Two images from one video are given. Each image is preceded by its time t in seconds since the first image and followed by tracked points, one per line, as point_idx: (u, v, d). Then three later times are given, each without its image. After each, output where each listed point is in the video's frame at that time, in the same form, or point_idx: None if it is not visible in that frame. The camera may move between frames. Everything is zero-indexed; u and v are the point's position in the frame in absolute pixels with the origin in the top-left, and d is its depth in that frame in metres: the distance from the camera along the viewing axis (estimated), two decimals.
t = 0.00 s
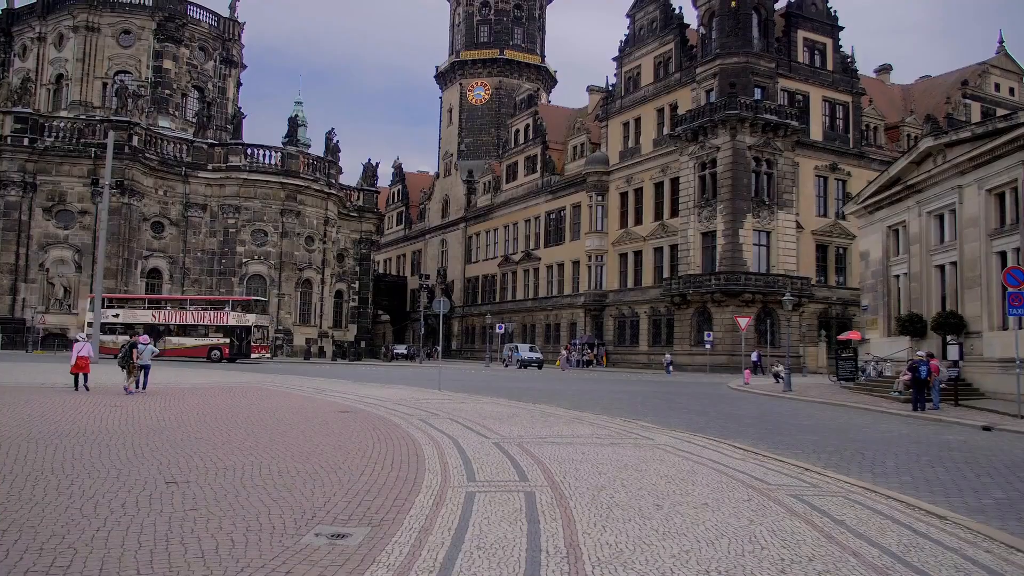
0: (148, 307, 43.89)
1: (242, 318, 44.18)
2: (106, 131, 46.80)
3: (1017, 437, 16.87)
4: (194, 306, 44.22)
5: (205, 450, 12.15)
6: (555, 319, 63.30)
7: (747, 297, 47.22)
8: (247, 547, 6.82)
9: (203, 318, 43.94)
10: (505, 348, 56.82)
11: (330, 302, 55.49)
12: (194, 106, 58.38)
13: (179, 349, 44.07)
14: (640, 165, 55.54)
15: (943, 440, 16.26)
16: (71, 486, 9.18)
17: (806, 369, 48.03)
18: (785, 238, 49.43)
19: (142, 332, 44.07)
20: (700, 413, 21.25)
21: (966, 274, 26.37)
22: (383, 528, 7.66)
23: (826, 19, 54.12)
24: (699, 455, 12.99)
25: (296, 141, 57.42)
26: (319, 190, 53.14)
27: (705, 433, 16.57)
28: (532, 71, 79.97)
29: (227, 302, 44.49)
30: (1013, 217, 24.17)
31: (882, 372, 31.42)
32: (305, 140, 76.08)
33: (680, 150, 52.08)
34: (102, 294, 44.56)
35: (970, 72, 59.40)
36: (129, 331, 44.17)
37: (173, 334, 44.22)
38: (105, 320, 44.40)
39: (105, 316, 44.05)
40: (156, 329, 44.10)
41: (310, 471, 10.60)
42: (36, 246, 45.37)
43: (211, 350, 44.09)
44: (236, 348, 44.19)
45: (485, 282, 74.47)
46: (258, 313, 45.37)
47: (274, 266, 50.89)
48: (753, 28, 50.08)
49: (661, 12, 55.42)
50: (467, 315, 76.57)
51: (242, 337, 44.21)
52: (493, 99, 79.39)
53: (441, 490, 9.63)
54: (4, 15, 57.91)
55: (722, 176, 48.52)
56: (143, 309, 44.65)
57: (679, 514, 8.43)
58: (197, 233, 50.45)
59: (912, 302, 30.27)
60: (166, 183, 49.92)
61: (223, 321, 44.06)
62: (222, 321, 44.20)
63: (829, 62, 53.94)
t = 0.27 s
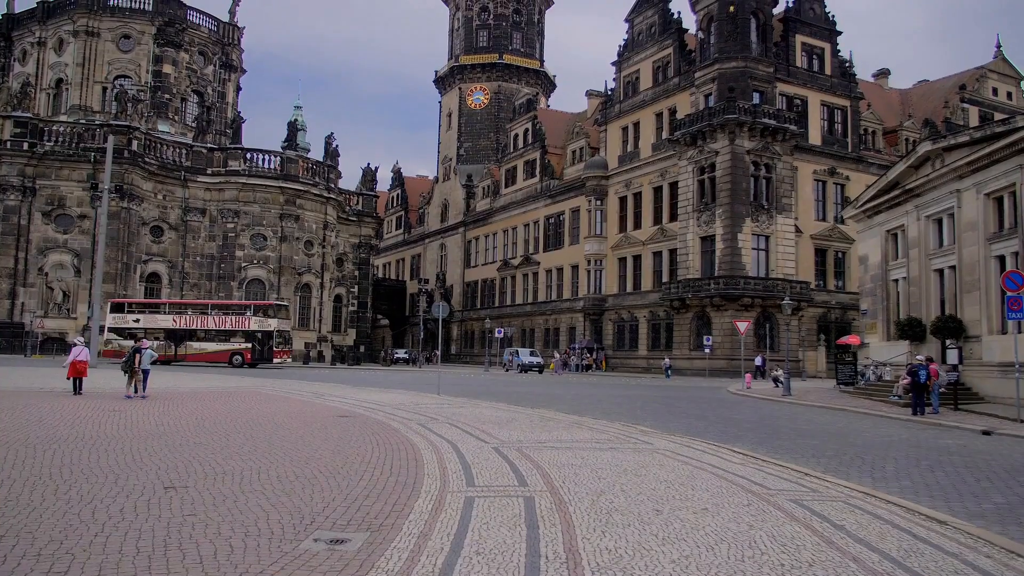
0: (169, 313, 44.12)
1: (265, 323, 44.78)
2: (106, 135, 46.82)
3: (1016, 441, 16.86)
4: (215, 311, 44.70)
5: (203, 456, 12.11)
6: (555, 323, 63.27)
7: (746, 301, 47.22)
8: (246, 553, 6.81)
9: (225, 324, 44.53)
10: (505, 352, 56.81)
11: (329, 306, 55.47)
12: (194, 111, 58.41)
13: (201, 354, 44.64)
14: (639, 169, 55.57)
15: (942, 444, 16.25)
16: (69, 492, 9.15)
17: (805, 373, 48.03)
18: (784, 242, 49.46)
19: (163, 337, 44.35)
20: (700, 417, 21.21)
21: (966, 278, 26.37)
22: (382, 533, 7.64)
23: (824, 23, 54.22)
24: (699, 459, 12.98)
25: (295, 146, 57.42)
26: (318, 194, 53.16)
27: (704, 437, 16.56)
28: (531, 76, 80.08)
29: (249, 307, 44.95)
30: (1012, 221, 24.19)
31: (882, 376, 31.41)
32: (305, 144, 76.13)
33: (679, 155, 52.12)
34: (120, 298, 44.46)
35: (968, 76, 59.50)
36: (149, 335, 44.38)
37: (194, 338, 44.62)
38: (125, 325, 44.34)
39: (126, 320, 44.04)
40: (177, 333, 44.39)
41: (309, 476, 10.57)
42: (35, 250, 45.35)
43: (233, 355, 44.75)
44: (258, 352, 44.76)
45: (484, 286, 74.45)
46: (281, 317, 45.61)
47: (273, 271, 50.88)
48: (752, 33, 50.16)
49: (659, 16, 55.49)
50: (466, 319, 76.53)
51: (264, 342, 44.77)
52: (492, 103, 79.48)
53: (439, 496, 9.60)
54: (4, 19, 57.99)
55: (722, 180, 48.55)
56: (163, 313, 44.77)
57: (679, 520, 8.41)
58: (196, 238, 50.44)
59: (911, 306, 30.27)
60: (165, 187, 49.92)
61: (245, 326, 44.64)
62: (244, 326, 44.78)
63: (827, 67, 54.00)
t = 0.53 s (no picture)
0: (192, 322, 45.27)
1: (287, 332, 45.74)
2: (106, 144, 46.88)
3: (1016, 451, 16.85)
4: (237, 321, 45.78)
5: (202, 465, 12.09)
6: (554, 332, 63.26)
7: (746, 310, 47.22)
8: (244, 563, 6.80)
9: (248, 333, 45.60)
10: (505, 361, 56.80)
11: (328, 315, 55.46)
12: (194, 120, 58.49)
13: (223, 363, 45.59)
14: (639, 178, 55.65)
15: (942, 453, 16.24)
16: (67, 502, 9.13)
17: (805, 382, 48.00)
18: (783, 251, 49.50)
19: (185, 346, 45.36)
20: (699, 426, 21.20)
21: (965, 287, 26.40)
22: (381, 543, 7.63)
23: (823, 33, 54.40)
24: (698, 469, 12.96)
25: (295, 154, 57.48)
26: (318, 203, 53.21)
27: (703, 447, 16.53)
28: (530, 85, 80.28)
29: (271, 316, 45.83)
30: (1010, 230, 24.23)
31: (881, 386, 31.38)
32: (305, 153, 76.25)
33: (678, 164, 52.22)
34: (141, 307, 45.21)
35: (966, 85, 59.68)
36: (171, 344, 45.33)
37: (216, 348, 45.59)
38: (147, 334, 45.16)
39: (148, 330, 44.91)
40: (199, 342, 45.42)
41: (308, 486, 10.56)
42: (35, 258, 45.35)
43: (255, 364, 45.65)
44: (280, 361, 45.53)
45: (484, 295, 74.47)
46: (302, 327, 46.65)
47: (272, 279, 50.87)
48: (751, 42, 50.31)
49: (659, 26, 55.65)
50: (466, 328, 76.50)
51: (286, 351, 45.72)
52: (491, 112, 79.64)
53: (439, 506, 9.59)
54: (5, 28, 58.15)
55: (721, 189, 48.63)
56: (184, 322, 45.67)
57: (679, 530, 8.40)
58: (196, 246, 50.46)
59: (911, 315, 30.28)
60: (165, 196, 49.97)
61: (267, 335, 45.63)
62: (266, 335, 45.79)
63: (826, 76, 54.16)
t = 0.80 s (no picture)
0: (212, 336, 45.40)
1: (309, 347, 45.69)
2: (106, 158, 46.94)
3: (1017, 466, 16.79)
4: (259, 335, 45.88)
5: (198, 481, 12.02)
6: (553, 347, 63.20)
7: (744, 324, 47.20)
8: None
9: (269, 347, 45.63)
10: (505, 376, 56.69)
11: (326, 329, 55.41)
12: (194, 134, 58.61)
13: (243, 379, 45.55)
14: (637, 193, 55.77)
15: (942, 469, 16.18)
16: (63, 518, 9.06)
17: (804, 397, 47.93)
18: (782, 266, 49.55)
19: (205, 361, 45.42)
20: (698, 441, 21.16)
21: (963, 301, 26.41)
22: (378, 559, 7.58)
23: (820, 49, 54.67)
24: (697, 485, 12.91)
25: (294, 169, 57.58)
26: (317, 218, 53.27)
27: (702, 462, 16.48)
28: (529, 100, 80.58)
29: (293, 331, 45.87)
30: (1009, 245, 24.26)
31: (881, 401, 31.33)
32: (304, 167, 76.42)
33: (677, 178, 52.36)
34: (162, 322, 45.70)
35: (963, 101, 59.94)
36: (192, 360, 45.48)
37: (236, 363, 45.62)
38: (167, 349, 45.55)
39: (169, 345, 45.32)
40: (218, 357, 45.46)
41: (305, 502, 10.50)
42: (33, 272, 45.30)
43: (276, 380, 45.49)
44: (301, 376, 45.48)
45: (482, 309, 74.45)
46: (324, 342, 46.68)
47: (271, 293, 50.83)
48: (748, 58, 50.55)
49: (657, 41, 55.93)
50: (464, 342, 76.43)
51: (307, 366, 45.58)
52: (490, 127, 79.89)
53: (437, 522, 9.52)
54: (6, 42, 58.40)
55: (719, 204, 48.73)
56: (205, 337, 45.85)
57: (678, 546, 8.35)
58: (194, 260, 50.46)
59: (909, 330, 30.28)
60: (164, 210, 50.00)
61: (289, 350, 45.57)
62: (287, 350, 45.73)
63: (824, 91, 54.40)
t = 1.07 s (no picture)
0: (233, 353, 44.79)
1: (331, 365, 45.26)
2: (105, 175, 47.00)
3: (1018, 485, 16.74)
4: (281, 353, 45.39)
5: (196, 499, 11.96)
6: (551, 364, 63.13)
7: (743, 342, 47.17)
8: None
9: (291, 365, 45.11)
10: (506, 394, 56.50)
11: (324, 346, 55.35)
12: (193, 151, 58.76)
13: (265, 397, 45.05)
14: (636, 210, 55.91)
15: (943, 487, 16.12)
16: (60, 535, 9.02)
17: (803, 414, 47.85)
18: (780, 283, 49.59)
19: (226, 379, 44.81)
20: (698, 459, 21.10)
21: (962, 318, 26.42)
22: None
23: (817, 67, 54.98)
24: (697, 503, 12.86)
25: (294, 186, 57.70)
26: (316, 235, 53.32)
27: (702, 480, 16.42)
28: (527, 118, 80.99)
29: (315, 348, 45.37)
30: (1007, 262, 24.31)
31: (880, 418, 31.26)
32: (304, 184, 76.58)
33: (675, 196, 52.50)
34: (183, 340, 45.18)
35: (959, 118, 60.26)
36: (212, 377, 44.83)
37: (258, 381, 45.06)
38: (187, 366, 44.94)
39: (189, 362, 44.72)
40: (240, 374, 44.79)
41: (304, 519, 10.44)
42: (31, 288, 45.24)
43: (298, 398, 45.15)
44: (323, 395, 45.25)
45: (481, 326, 74.41)
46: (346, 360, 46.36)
47: (269, 310, 50.79)
48: (746, 76, 50.81)
49: (655, 59, 56.25)
50: (463, 360, 76.33)
51: (330, 384, 45.29)
52: (489, 144, 80.18)
53: (435, 540, 9.49)
54: (6, 59, 58.68)
55: (718, 221, 48.83)
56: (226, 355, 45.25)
57: (677, 564, 8.32)
58: (193, 277, 50.46)
59: (908, 347, 30.27)
60: (163, 227, 50.04)
61: (311, 367, 45.12)
62: (309, 367, 45.24)
63: (821, 109, 54.66)
